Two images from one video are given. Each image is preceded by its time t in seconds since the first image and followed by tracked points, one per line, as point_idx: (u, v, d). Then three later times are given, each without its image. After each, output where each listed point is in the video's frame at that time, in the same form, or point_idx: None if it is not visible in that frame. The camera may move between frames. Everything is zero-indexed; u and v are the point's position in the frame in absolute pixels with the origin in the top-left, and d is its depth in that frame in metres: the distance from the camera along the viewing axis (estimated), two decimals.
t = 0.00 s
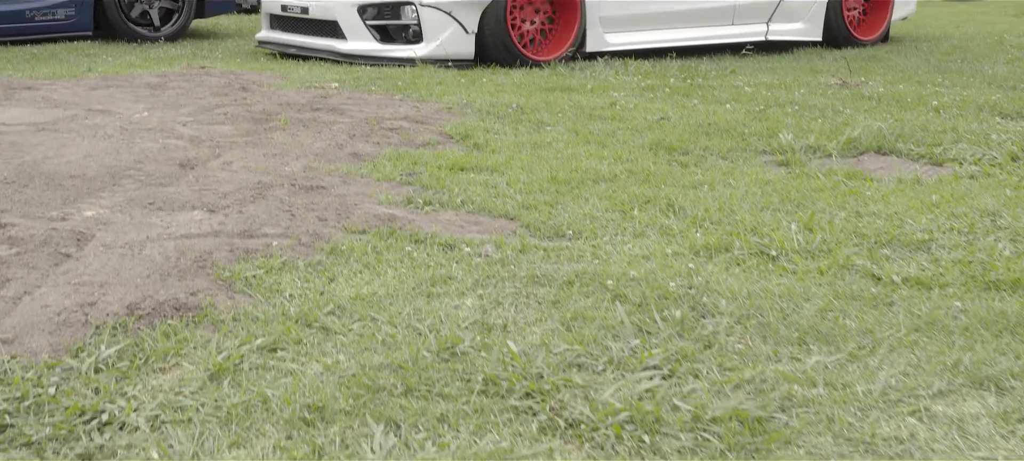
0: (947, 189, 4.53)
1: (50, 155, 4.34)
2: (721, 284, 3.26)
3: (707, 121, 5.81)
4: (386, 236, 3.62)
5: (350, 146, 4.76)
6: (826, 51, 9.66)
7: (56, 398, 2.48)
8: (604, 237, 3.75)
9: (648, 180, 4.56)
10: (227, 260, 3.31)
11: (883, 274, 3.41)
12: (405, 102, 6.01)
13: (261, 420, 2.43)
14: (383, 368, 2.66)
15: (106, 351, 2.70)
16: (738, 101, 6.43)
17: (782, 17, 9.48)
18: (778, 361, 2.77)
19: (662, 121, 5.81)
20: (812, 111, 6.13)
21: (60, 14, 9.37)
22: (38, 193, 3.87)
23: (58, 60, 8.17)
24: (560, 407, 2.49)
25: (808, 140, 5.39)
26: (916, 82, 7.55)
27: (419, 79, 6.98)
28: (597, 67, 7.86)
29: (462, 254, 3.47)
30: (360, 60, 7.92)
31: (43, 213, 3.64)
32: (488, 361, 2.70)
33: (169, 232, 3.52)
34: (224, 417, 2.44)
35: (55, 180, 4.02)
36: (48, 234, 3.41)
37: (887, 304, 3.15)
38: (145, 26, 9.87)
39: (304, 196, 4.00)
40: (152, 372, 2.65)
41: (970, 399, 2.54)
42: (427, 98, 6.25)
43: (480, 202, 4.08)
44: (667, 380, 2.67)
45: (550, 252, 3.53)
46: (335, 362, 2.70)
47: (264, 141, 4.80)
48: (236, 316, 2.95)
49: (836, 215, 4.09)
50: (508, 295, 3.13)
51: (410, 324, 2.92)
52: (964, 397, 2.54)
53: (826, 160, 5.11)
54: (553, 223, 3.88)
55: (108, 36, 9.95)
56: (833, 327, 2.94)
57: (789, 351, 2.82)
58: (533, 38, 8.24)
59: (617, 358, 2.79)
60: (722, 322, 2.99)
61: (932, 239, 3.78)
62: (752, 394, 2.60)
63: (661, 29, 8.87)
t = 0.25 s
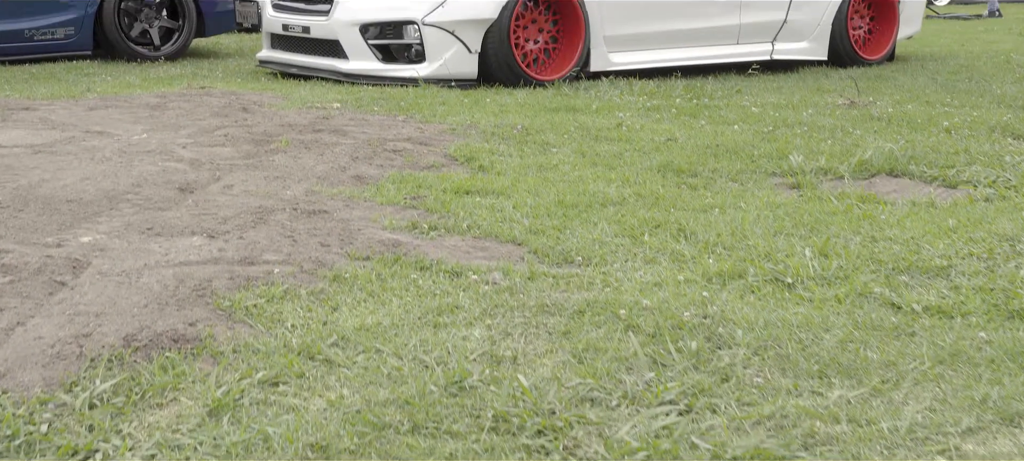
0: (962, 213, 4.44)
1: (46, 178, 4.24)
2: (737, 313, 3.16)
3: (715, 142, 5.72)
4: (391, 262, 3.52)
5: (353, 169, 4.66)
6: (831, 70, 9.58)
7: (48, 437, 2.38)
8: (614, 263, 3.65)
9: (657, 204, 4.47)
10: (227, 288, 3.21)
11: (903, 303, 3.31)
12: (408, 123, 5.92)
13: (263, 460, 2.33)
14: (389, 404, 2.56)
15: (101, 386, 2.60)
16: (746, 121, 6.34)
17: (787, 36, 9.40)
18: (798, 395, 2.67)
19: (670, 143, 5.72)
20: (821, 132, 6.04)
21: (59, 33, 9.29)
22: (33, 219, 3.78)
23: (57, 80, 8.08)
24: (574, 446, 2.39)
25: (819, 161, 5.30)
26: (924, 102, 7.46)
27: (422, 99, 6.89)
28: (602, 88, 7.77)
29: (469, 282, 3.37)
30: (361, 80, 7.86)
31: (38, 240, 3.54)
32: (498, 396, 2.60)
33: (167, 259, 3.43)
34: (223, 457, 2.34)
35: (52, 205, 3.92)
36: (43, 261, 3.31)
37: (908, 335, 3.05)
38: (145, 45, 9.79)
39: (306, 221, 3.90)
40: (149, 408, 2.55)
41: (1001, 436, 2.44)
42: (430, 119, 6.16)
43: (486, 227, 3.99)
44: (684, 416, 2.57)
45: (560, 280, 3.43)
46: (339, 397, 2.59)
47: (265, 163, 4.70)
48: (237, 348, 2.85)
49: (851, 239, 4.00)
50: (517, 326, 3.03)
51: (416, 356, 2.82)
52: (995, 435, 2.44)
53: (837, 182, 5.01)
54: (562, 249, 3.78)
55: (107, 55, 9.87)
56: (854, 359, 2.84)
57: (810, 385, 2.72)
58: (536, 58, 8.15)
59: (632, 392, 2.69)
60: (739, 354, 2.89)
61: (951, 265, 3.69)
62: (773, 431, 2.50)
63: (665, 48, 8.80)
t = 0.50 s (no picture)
0: (973, 237, 4.35)
1: (38, 203, 4.15)
2: (748, 343, 3.06)
3: (718, 163, 5.63)
4: (390, 290, 3.43)
5: (351, 193, 4.57)
6: (832, 89, 9.51)
7: None
8: (619, 291, 3.56)
9: (662, 229, 4.38)
10: (222, 319, 3.12)
11: (918, 332, 3.22)
12: (406, 144, 5.84)
13: None
14: (390, 442, 2.47)
15: (91, 423, 2.50)
16: (749, 142, 6.25)
17: (787, 54, 9.34)
18: (813, 431, 2.58)
19: (672, 164, 5.64)
20: (825, 153, 5.95)
21: (54, 52, 9.22)
22: (23, 246, 3.69)
23: (51, 99, 7.99)
24: None
25: (825, 183, 5.21)
26: (928, 121, 7.38)
27: (420, 119, 6.81)
28: (602, 107, 7.69)
29: (471, 311, 3.28)
30: (359, 100, 7.79)
31: (28, 267, 3.45)
32: (502, 433, 2.51)
33: (161, 287, 3.33)
34: None
35: (43, 231, 3.83)
36: (32, 290, 3.22)
37: (925, 366, 2.96)
38: (141, 64, 9.71)
39: (303, 246, 3.81)
40: (140, 446, 2.46)
41: None
42: (429, 140, 6.08)
43: (487, 253, 3.90)
44: (696, 453, 2.48)
45: (564, 308, 3.34)
46: (338, 435, 2.50)
47: (261, 186, 4.61)
48: (232, 381, 2.75)
49: (861, 265, 3.91)
50: (521, 357, 2.94)
51: (418, 390, 2.72)
52: None
53: (845, 205, 4.92)
54: (565, 276, 3.69)
55: (103, 74, 9.79)
56: (869, 392, 2.75)
57: (825, 421, 2.63)
58: (536, 77, 8.06)
59: (642, 428, 2.60)
60: (751, 386, 2.80)
61: (965, 292, 3.60)
62: None
63: (665, 67, 8.73)
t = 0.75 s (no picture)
0: (980, 258, 4.29)
1: (30, 224, 4.08)
2: (757, 369, 2.99)
3: (720, 183, 5.57)
4: (390, 315, 3.36)
5: (349, 213, 4.51)
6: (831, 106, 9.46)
7: None
8: (623, 315, 3.49)
9: (665, 250, 4.32)
10: (218, 345, 3.04)
11: (930, 357, 3.16)
12: (404, 163, 5.77)
13: None
14: None
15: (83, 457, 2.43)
16: (750, 161, 6.19)
17: (786, 71, 9.30)
18: None
19: (673, 183, 5.57)
20: (827, 172, 5.89)
21: (47, 69, 9.18)
22: (15, 269, 3.62)
23: (44, 117, 7.92)
24: None
25: (828, 203, 5.15)
26: (929, 139, 7.33)
27: (418, 137, 6.74)
28: (600, 125, 7.64)
29: (473, 336, 3.21)
30: (355, 117, 7.72)
31: (19, 292, 3.38)
32: None
33: (155, 312, 3.26)
34: None
35: (35, 254, 3.76)
36: (23, 316, 3.14)
37: (939, 393, 2.89)
38: (136, 81, 9.64)
39: (301, 269, 3.74)
40: None
41: None
42: (427, 159, 6.01)
43: (488, 275, 3.83)
44: None
45: (568, 333, 3.27)
46: None
47: (257, 206, 4.54)
48: (228, 411, 2.68)
49: (869, 288, 3.85)
50: (526, 384, 2.87)
51: (421, 419, 2.65)
52: None
53: (849, 225, 4.86)
54: (568, 299, 3.62)
55: (97, 92, 9.72)
56: (884, 421, 2.68)
57: (839, 451, 2.56)
58: (534, 94, 8.01)
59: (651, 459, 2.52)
60: (761, 414, 2.72)
61: (975, 316, 3.53)
62: None
63: (664, 84, 8.68)
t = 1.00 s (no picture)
0: (989, 280, 4.22)
1: (23, 246, 4.01)
2: (769, 398, 2.92)
3: (721, 202, 5.51)
4: (392, 340, 3.29)
5: (347, 234, 4.44)
6: (829, 123, 9.41)
7: None
8: (630, 341, 3.43)
9: (668, 272, 4.25)
10: (217, 373, 2.97)
11: (944, 384, 3.09)
12: (402, 182, 5.71)
13: None
14: None
15: None
16: (750, 179, 6.13)
17: (783, 87, 9.25)
18: None
19: (674, 202, 5.51)
20: (828, 190, 5.84)
21: (40, 86, 9.12)
22: (8, 294, 3.54)
23: (37, 135, 7.85)
24: None
25: (832, 223, 5.09)
26: (929, 157, 7.28)
27: (415, 156, 6.68)
28: (598, 143, 7.58)
29: (478, 362, 3.14)
30: (351, 135, 7.66)
31: (12, 318, 3.31)
32: None
33: (152, 337, 3.19)
34: None
35: (28, 277, 3.69)
36: (17, 343, 3.07)
37: (955, 423, 2.83)
38: (129, 98, 9.58)
39: (300, 293, 3.67)
40: None
41: None
42: (424, 178, 5.95)
43: (491, 299, 3.76)
44: None
45: (574, 359, 3.20)
46: None
47: (254, 227, 4.47)
48: (228, 442, 2.61)
49: (877, 311, 3.79)
50: (533, 414, 2.80)
51: (427, 452, 2.58)
52: None
53: (854, 245, 4.80)
54: (573, 323, 3.56)
55: (90, 109, 9.66)
56: (901, 452, 2.62)
57: None
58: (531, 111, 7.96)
59: None
60: (776, 445, 2.66)
61: (988, 341, 3.47)
62: None
63: (661, 101, 8.63)
